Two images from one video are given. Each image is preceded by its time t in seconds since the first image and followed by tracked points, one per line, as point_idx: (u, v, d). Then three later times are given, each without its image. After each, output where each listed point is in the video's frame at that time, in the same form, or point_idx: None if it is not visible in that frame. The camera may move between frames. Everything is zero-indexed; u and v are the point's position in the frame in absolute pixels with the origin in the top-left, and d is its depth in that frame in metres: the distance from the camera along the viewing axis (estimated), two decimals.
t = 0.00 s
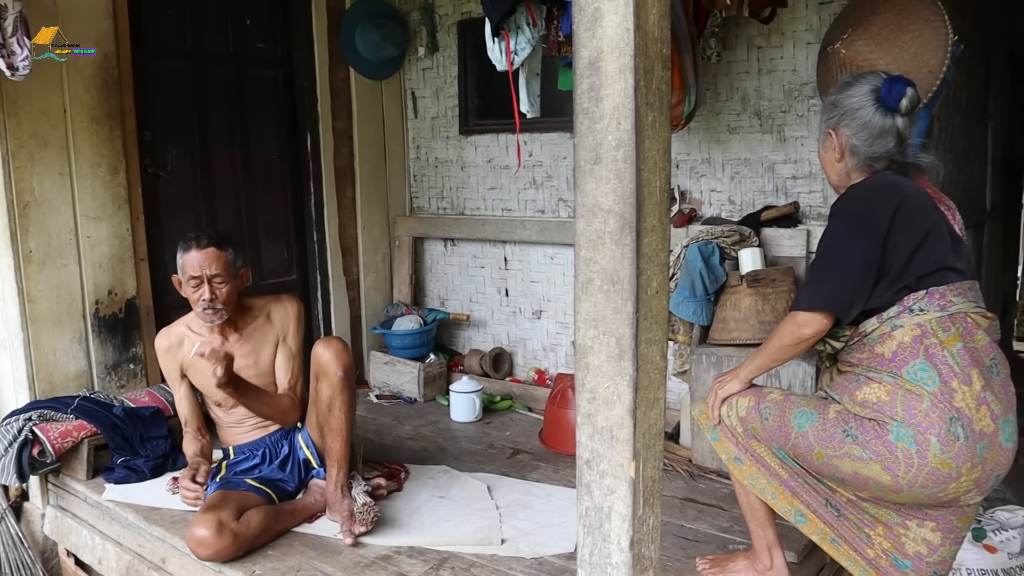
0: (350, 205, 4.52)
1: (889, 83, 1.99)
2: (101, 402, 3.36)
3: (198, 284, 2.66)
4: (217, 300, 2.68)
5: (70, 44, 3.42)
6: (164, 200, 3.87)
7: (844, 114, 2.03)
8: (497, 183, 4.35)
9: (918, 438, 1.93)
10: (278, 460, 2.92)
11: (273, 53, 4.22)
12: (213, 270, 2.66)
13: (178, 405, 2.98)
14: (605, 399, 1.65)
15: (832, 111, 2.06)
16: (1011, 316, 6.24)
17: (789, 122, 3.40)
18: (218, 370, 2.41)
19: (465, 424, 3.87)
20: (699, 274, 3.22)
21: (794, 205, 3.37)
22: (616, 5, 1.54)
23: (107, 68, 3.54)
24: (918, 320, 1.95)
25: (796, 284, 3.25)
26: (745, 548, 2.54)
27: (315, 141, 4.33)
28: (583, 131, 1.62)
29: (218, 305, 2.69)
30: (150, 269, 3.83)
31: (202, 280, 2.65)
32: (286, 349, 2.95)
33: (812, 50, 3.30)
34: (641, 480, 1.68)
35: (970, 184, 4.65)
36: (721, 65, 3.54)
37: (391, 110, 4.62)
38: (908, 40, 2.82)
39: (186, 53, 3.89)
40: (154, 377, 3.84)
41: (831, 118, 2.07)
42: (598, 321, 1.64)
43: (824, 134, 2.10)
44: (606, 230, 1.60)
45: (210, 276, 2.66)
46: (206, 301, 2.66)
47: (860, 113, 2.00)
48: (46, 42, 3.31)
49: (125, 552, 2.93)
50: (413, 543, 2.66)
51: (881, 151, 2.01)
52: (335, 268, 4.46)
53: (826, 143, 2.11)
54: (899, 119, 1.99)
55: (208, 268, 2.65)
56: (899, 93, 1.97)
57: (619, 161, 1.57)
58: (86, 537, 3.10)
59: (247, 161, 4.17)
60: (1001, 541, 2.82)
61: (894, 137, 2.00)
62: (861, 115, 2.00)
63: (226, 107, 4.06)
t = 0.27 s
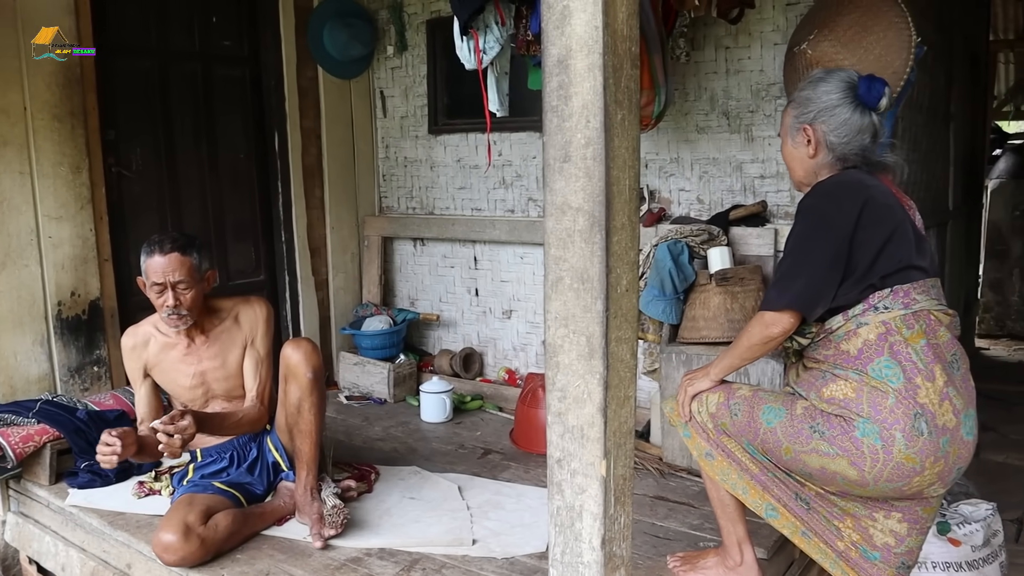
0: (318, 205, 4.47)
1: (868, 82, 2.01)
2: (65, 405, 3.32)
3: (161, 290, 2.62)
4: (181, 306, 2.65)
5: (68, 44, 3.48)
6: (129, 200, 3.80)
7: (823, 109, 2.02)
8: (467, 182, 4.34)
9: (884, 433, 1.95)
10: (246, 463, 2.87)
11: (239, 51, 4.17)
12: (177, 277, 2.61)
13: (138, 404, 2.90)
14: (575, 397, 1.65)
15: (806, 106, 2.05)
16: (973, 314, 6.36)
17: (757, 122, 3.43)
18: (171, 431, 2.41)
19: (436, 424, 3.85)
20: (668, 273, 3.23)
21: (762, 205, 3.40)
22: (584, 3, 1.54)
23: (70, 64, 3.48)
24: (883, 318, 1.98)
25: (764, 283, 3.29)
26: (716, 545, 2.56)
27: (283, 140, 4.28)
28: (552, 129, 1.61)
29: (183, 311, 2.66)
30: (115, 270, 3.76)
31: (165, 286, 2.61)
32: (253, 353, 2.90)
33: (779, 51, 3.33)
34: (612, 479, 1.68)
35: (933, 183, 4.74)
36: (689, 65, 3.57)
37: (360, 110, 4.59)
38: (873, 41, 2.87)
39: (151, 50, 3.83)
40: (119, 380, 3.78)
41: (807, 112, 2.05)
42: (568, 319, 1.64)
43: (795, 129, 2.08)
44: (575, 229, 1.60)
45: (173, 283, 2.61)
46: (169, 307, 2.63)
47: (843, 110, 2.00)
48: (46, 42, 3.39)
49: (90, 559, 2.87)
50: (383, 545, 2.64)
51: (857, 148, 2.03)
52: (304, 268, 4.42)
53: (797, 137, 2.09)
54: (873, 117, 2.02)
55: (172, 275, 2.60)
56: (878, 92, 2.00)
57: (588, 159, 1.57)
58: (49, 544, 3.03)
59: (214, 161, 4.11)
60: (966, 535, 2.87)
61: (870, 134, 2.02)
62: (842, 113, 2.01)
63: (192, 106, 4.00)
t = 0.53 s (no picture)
0: (305, 203, 4.45)
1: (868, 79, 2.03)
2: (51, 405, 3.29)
3: (148, 290, 2.59)
4: (168, 306, 2.62)
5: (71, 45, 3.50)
6: (115, 198, 3.76)
7: (831, 104, 1.99)
8: (455, 180, 4.33)
9: (877, 428, 1.96)
10: (235, 462, 2.84)
11: (225, 48, 4.13)
12: (165, 278, 2.58)
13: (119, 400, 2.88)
14: (570, 392, 1.65)
15: (812, 98, 2.00)
16: (958, 311, 6.42)
17: (745, 120, 3.44)
18: (159, 435, 2.39)
19: (425, 423, 3.84)
20: (657, 270, 3.23)
21: (750, 202, 3.41)
22: None
23: (54, 60, 3.44)
24: (875, 313, 1.99)
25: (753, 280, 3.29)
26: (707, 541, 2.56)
27: (270, 138, 4.25)
28: (545, 123, 1.61)
29: (170, 311, 2.64)
30: (100, 269, 3.72)
31: (152, 286, 2.58)
32: (242, 351, 2.88)
33: (767, 48, 3.34)
34: (606, 473, 1.68)
35: (918, 181, 4.77)
36: (677, 62, 3.57)
37: (347, 107, 4.57)
38: (861, 38, 2.89)
39: (135, 47, 3.79)
40: (105, 380, 3.74)
41: (814, 105, 2.00)
42: (562, 314, 1.63)
43: (796, 121, 2.04)
44: (569, 223, 1.59)
45: (160, 283, 2.58)
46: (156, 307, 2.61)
47: (849, 107, 2.00)
48: (46, 42, 3.39)
49: (76, 560, 2.83)
50: (374, 543, 2.63)
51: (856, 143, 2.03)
52: (291, 267, 4.39)
53: (796, 129, 2.05)
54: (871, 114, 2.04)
55: (160, 276, 2.57)
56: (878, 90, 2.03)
57: (581, 153, 1.57)
58: (34, 545, 2.97)
59: (200, 159, 4.08)
60: (953, 530, 2.91)
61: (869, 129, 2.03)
62: (848, 109, 2.00)
63: (178, 104, 3.97)
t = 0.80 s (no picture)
0: (305, 203, 4.43)
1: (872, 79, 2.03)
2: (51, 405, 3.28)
3: (149, 289, 2.59)
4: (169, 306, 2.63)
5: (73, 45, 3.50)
6: (114, 197, 3.75)
7: (838, 103, 1.99)
8: (456, 180, 4.32)
9: (884, 427, 1.96)
10: (236, 462, 2.83)
11: (225, 48, 4.12)
12: (165, 276, 2.58)
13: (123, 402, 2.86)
14: (577, 391, 1.64)
15: (820, 96, 1.99)
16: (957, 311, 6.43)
17: (746, 119, 3.44)
18: (160, 425, 2.38)
19: (426, 423, 3.83)
20: (659, 269, 3.23)
21: (752, 202, 3.40)
22: None
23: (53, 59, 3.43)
24: (882, 312, 1.99)
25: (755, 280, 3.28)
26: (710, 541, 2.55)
27: (270, 137, 4.24)
28: (552, 121, 1.60)
29: (170, 309, 2.64)
30: (100, 268, 3.70)
31: (153, 285, 2.58)
32: (243, 351, 2.87)
33: (768, 47, 3.33)
34: (613, 473, 1.67)
35: (918, 181, 4.77)
36: (679, 61, 3.57)
37: (347, 107, 4.56)
38: (863, 37, 2.88)
39: (135, 47, 3.78)
40: (105, 380, 3.73)
41: (821, 104, 1.99)
42: (569, 312, 1.63)
43: (802, 119, 2.02)
44: (576, 221, 1.59)
45: (161, 283, 2.58)
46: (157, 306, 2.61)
47: (855, 107, 2.01)
48: (45, 42, 3.38)
49: (77, 560, 2.81)
50: (377, 543, 2.62)
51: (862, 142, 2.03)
52: (291, 267, 4.38)
53: (802, 127, 2.04)
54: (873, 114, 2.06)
55: (160, 274, 2.57)
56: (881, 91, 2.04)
57: (588, 150, 1.56)
58: (35, 546, 2.96)
59: (200, 158, 4.07)
60: (955, 529, 2.90)
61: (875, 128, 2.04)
62: (855, 109, 2.01)
63: (178, 104, 3.95)
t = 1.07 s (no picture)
0: (305, 203, 4.42)
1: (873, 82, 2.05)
2: (49, 406, 3.27)
3: (157, 274, 2.61)
4: (178, 289, 2.63)
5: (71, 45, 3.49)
6: (114, 197, 3.74)
7: (842, 103, 1.99)
8: (455, 180, 4.31)
9: (884, 428, 1.95)
10: (236, 463, 2.83)
11: (225, 48, 4.12)
12: (171, 256, 2.62)
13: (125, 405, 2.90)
14: (577, 392, 1.63)
15: (826, 95, 1.98)
16: (957, 311, 6.42)
17: (746, 119, 3.43)
18: (174, 394, 2.43)
19: (426, 424, 3.82)
20: (659, 269, 3.22)
21: (752, 202, 3.40)
22: None
23: (52, 59, 3.42)
24: (883, 313, 1.98)
25: (755, 280, 3.27)
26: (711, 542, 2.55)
27: (270, 137, 4.23)
28: (552, 120, 1.59)
29: (179, 293, 2.64)
30: (99, 269, 3.69)
31: (159, 268, 2.60)
32: (243, 350, 2.88)
33: (768, 47, 3.33)
34: (614, 474, 1.66)
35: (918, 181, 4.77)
36: (679, 61, 3.56)
37: (347, 107, 4.55)
38: (863, 37, 2.86)
39: (134, 47, 3.77)
40: (104, 380, 3.72)
41: (827, 104, 1.99)
42: (569, 313, 1.62)
43: (807, 118, 2.01)
44: (576, 221, 1.58)
45: (169, 264, 2.62)
46: (166, 291, 2.61)
47: (858, 107, 2.01)
48: (45, 42, 3.37)
49: (76, 561, 2.80)
50: (376, 544, 2.61)
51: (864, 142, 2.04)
52: (291, 267, 4.37)
53: (806, 126, 2.03)
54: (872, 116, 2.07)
55: (166, 254, 2.61)
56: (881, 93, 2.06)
57: (589, 150, 1.55)
58: (34, 547, 2.95)
59: (199, 158, 4.06)
60: (956, 529, 2.88)
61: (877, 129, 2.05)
62: (858, 109, 2.01)
63: (177, 104, 3.95)
